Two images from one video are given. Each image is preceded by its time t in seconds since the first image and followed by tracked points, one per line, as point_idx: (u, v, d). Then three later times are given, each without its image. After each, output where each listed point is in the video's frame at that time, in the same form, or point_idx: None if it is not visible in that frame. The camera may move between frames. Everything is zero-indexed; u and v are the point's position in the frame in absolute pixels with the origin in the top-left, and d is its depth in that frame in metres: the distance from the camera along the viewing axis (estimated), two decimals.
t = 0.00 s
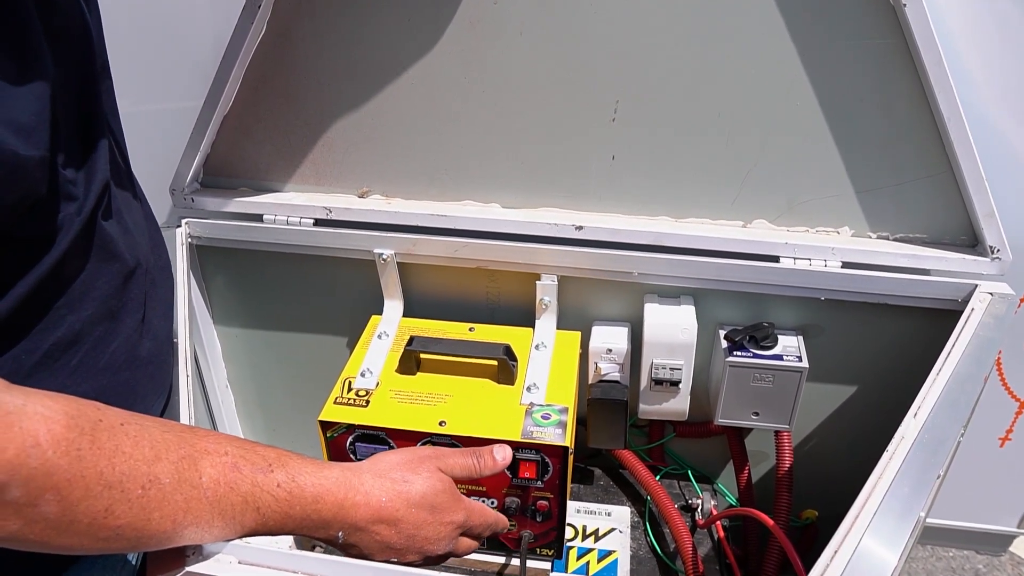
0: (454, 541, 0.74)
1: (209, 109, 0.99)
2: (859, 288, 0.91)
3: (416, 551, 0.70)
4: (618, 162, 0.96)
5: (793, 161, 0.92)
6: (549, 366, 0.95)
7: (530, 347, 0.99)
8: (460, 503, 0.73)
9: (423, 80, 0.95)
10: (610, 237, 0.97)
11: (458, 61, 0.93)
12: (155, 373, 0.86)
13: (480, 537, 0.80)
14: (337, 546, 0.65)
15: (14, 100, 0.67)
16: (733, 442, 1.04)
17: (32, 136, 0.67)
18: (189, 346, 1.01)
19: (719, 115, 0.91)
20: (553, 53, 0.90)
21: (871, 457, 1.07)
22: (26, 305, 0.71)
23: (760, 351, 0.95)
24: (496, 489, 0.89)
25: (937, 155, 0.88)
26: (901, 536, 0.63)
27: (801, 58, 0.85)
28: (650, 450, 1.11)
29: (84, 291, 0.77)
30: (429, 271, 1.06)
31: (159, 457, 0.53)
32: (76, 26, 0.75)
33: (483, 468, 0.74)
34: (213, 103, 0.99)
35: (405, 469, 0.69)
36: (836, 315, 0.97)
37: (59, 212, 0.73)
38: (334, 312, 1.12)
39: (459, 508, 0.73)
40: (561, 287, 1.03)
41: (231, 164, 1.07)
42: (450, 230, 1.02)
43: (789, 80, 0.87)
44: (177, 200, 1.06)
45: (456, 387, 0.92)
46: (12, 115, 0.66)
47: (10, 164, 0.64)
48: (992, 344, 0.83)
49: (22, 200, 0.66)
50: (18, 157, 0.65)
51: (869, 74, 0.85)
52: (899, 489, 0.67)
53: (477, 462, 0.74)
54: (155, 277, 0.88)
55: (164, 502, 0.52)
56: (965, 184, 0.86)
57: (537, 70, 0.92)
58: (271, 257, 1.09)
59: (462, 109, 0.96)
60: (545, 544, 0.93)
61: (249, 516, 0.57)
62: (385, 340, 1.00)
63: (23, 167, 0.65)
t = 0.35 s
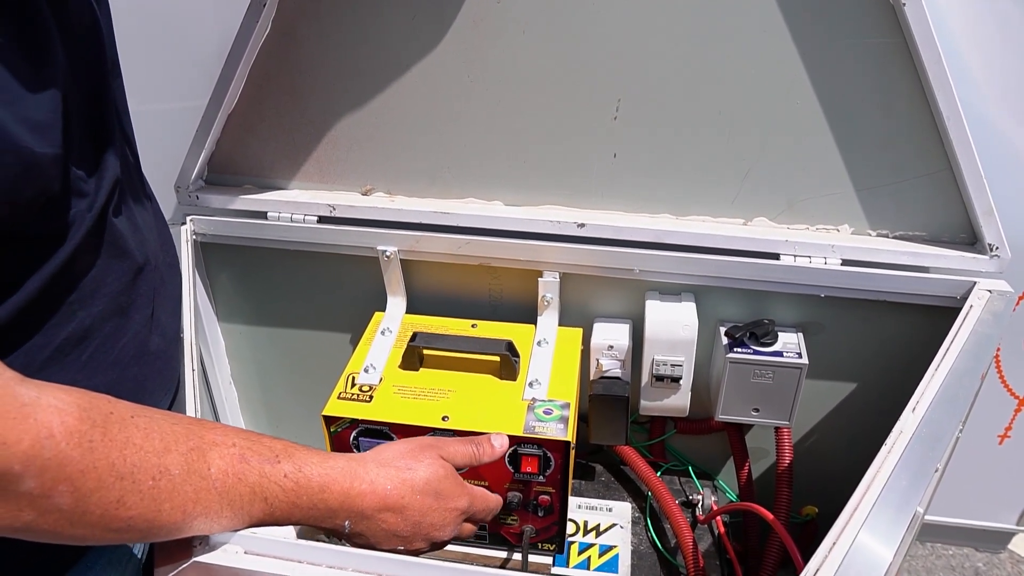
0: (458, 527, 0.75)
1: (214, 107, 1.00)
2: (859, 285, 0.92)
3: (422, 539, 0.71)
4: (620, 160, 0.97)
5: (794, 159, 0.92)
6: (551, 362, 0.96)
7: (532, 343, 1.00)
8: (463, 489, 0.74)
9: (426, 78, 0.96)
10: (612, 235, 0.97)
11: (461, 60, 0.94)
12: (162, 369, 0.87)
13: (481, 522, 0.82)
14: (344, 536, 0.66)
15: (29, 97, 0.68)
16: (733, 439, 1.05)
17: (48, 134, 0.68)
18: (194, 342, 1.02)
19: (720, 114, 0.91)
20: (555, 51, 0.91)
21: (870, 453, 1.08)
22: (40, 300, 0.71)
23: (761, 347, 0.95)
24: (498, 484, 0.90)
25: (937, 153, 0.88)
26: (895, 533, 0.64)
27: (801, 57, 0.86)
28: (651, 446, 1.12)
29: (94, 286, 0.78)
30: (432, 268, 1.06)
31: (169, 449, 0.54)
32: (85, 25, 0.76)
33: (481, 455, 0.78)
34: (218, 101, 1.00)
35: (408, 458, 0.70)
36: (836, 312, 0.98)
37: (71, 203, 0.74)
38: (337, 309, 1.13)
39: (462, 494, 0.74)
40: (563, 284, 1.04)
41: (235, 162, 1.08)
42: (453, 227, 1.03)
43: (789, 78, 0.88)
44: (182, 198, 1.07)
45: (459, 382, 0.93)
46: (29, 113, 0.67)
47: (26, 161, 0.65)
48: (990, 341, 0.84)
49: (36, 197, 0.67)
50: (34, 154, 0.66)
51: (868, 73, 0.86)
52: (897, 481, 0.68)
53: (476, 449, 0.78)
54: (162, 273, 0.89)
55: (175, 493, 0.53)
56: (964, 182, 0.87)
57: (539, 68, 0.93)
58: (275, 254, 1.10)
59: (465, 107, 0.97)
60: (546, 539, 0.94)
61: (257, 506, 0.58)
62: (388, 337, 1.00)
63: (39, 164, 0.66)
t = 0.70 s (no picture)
0: (458, 514, 0.76)
1: (215, 106, 1.00)
2: (856, 283, 0.93)
3: (424, 525, 0.72)
4: (618, 158, 0.98)
5: (792, 158, 0.93)
6: (549, 359, 0.97)
7: (530, 341, 1.00)
8: (461, 477, 0.75)
9: (426, 77, 0.97)
10: (611, 233, 0.98)
11: (461, 59, 0.94)
12: (163, 366, 0.88)
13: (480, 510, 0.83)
14: (345, 527, 0.67)
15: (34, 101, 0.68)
16: (731, 436, 1.05)
17: (54, 137, 0.69)
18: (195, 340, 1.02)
19: (717, 112, 0.92)
20: (554, 51, 0.92)
21: (868, 451, 1.08)
22: (46, 297, 0.72)
23: (758, 345, 0.96)
24: (496, 480, 0.90)
25: (933, 152, 0.89)
26: (889, 529, 0.64)
27: (798, 56, 0.87)
28: (649, 444, 1.12)
29: (97, 284, 0.78)
30: (431, 266, 1.07)
31: (172, 445, 0.54)
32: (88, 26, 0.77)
33: (467, 450, 0.80)
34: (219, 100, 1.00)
35: (406, 447, 0.71)
36: (833, 310, 0.98)
37: (76, 200, 0.75)
38: (337, 307, 1.14)
39: (462, 480, 0.75)
40: (561, 282, 1.04)
41: (236, 161, 1.09)
42: (452, 226, 1.03)
43: (786, 77, 0.88)
44: (183, 196, 1.08)
45: (458, 380, 0.94)
46: (36, 116, 0.68)
47: (32, 164, 0.65)
48: (986, 338, 0.84)
49: (42, 198, 0.68)
50: (40, 156, 0.66)
51: (865, 73, 0.86)
52: (892, 477, 0.68)
53: (464, 441, 0.81)
54: (164, 271, 0.90)
55: (177, 488, 0.54)
56: (961, 180, 0.87)
57: (538, 67, 0.93)
58: (276, 252, 1.11)
59: (464, 105, 0.98)
60: (545, 535, 0.95)
61: (259, 499, 0.58)
62: (388, 334, 1.01)
63: (44, 166, 0.67)
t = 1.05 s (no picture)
0: (455, 508, 0.75)
1: (211, 105, 1.01)
2: (852, 283, 0.93)
3: (421, 520, 0.71)
4: (614, 158, 0.98)
5: (787, 157, 0.93)
6: (544, 357, 0.97)
7: (526, 340, 1.00)
8: (457, 469, 0.74)
9: (421, 77, 0.97)
10: (606, 232, 0.98)
11: (456, 58, 0.94)
12: (156, 367, 0.88)
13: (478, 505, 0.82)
14: (341, 523, 0.67)
15: (25, 105, 0.68)
16: (727, 436, 1.05)
17: (45, 143, 0.69)
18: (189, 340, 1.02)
19: (713, 112, 0.92)
20: (549, 50, 0.92)
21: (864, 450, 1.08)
22: (36, 297, 0.72)
23: (753, 345, 0.96)
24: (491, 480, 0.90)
25: (928, 151, 0.89)
26: (881, 527, 0.64)
27: (793, 56, 0.86)
28: (646, 443, 1.13)
29: (86, 284, 0.79)
30: (427, 265, 1.07)
31: (163, 445, 0.54)
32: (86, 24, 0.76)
33: (458, 446, 0.80)
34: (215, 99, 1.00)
35: (400, 442, 0.71)
36: (829, 309, 0.98)
37: (68, 215, 0.75)
38: (333, 306, 1.14)
39: (457, 473, 0.74)
40: (557, 281, 1.04)
41: (233, 160, 1.09)
42: (448, 225, 1.03)
43: (782, 77, 0.88)
44: (179, 195, 1.08)
45: (453, 379, 0.94)
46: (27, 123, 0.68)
47: (23, 172, 0.65)
48: (981, 338, 0.84)
49: (33, 202, 0.68)
50: (31, 163, 0.66)
51: (860, 72, 0.86)
52: (884, 477, 0.68)
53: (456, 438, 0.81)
54: (156, 271, 0.90)
55: (169, 488, 0.54)
56: (956, 180, 0.87)
57: (534, 67, 0.93)
58: (272, 251, 1.11)
59: (460, 105, 0.98)
60: (539, 535, 0.95)
61: (251, 497, 0.58)
62: (383, 333, 1.01)
63: (35, 173, 0.67)
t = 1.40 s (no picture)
0: (448, 508, 0.75)
1: (207, 105, 1.01)
2: (849, 284, 0.92)
3: (414, 521, 0.71)
4: (610, 157, 0.97)
5: (784, 157, 0.92)
6: (539, 358, 0.96)
7: (521, 341, 1.00)
8: (450, 470, 0.74)
9: (417, 76, 0.96)
10: (602, 232, 0.97)
11: (452, 58, 0.94)
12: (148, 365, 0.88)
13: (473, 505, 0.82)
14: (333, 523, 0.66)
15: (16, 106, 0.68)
16: (724, 437, 1.05)
17: (34, 145, 0.69)
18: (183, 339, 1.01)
19: (709, 111, 0.91)
20: (545, 49, 0.91)
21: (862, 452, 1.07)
22: (25, 297, 0.72)
23: (750, 346, 0.95)
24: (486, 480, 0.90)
25: (926, 151, 0.88)
26: (874, 528, 0.63)
27: (790, 55, 0.86)
28: (642, 444, 1.12)
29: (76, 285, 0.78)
30: (423, 265, 1.07)
31: (151, 444, 0.54)
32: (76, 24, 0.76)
33: (451, 449, 0.81)
34: (211, 98, 1.00)
35: (392, 441, 0.71)
36: (827, 310, 0.98)
37: (59, 216, 0.75)
38: (329, 306, 1.14)
39: (451, 473, 0.74)
40: (553, 281, 1.04)
41: (229, 159, 1.09)
42: (444, 224, 1.03)
43: (779, 76, 0.87)
44: (176, 195, 1.08)
45: (447, 379, 0.93)
46: (16, 126, 0.68)
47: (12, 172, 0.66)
48: (978, 340, 0.84)
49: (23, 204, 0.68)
50: (20, 165, 0.66)
51: (857, 72, 0.85)
52: (878, 479, 0.68)
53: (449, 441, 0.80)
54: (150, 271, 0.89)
55: (157, 488, 0.54)
56: (954, 180, 0.86)
57: (529, 66, 0.93)
58: (268, 251, 1.11)
59: (456, 104, 0.97)
60: (534, 536, 0.95)
61: (241, 497, 0.58)
62: (378, 333, 1.01)
63: (25, 174, 0.67)
